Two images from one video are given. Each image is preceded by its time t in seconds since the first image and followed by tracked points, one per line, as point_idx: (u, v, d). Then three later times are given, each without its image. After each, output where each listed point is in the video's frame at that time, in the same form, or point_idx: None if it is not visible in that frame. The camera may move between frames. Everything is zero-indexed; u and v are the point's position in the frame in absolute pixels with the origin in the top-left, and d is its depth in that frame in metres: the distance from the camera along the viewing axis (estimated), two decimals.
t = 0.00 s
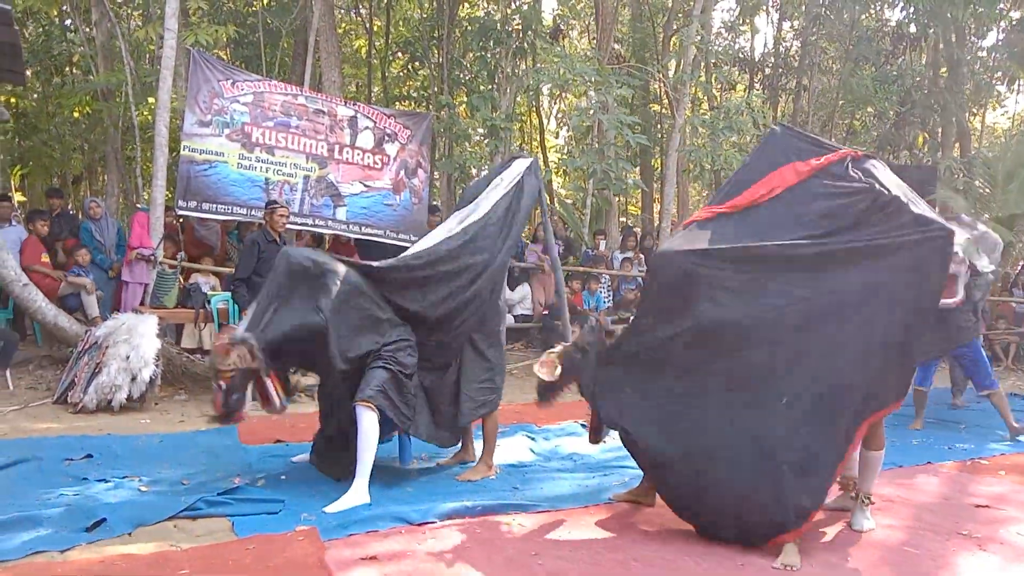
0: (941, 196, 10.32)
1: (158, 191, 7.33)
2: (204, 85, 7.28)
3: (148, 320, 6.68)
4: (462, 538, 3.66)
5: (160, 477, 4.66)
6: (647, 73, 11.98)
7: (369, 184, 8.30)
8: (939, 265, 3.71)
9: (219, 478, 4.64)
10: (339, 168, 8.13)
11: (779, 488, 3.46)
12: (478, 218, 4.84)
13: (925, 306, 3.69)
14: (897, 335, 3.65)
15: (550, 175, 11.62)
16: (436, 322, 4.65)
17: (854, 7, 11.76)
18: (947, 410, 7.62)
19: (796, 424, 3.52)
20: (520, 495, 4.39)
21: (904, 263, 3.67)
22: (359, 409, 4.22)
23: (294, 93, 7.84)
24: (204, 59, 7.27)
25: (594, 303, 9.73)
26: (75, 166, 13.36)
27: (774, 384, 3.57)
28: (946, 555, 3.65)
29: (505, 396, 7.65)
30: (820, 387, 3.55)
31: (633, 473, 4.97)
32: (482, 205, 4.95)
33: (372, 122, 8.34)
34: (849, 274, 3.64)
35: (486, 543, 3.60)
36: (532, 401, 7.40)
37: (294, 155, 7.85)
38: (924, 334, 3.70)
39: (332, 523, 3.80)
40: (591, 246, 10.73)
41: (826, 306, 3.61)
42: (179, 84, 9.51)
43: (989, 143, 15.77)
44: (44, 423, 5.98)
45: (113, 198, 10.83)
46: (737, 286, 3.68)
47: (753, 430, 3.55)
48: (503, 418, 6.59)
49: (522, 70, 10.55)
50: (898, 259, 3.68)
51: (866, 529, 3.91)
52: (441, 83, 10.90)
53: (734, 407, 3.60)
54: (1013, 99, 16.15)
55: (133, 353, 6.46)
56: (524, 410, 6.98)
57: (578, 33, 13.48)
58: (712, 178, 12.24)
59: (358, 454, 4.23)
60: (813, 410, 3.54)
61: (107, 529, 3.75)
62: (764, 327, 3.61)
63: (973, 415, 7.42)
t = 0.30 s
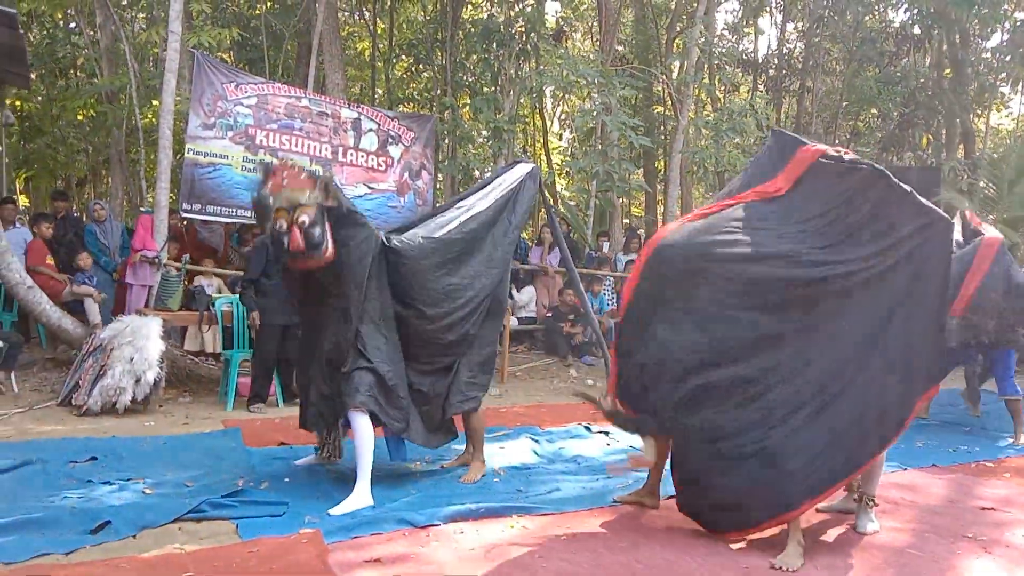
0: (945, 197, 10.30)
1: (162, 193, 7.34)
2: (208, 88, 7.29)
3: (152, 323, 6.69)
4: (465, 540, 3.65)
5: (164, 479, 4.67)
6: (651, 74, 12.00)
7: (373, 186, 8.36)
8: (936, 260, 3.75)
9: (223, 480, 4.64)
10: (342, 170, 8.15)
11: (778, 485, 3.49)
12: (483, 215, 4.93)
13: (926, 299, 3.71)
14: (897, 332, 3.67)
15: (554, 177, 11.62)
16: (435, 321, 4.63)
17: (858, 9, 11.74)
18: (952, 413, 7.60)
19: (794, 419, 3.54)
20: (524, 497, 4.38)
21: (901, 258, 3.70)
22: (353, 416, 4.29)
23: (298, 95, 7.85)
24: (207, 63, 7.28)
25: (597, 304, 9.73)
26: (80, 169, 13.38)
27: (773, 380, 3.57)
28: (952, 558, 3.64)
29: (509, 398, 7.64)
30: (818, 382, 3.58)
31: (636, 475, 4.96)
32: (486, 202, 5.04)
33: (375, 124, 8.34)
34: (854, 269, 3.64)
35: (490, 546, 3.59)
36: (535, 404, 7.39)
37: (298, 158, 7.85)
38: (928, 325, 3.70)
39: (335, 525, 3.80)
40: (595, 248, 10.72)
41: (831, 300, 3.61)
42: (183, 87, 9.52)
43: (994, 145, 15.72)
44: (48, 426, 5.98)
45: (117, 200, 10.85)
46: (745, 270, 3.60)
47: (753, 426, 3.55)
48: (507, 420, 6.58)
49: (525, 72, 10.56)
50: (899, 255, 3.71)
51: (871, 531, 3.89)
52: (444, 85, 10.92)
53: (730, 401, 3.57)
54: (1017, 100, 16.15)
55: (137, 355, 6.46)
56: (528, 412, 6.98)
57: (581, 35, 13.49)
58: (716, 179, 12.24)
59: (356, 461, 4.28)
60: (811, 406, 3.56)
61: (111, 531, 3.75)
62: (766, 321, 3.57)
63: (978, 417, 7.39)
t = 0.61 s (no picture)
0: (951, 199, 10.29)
1: (167, 193, 7.35)
2: (213, 88, 7.31)
3: (157, 323, 6.70)
4: (468, 541, 3.65)
5: (168, 479, 4.68)
6: (656, 75, 11.99)
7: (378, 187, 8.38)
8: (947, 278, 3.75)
9: (227, 480, 4.65)
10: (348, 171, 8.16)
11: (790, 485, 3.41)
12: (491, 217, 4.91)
13: (937, 315, 3.70)
14: (905, 339, 3.65)
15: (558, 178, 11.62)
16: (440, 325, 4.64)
17: (864, 10, 11.72)
18: (958, 415, 7.59)
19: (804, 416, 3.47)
20: (528, 498, 4.38)
21: (915, 268, 3.69)
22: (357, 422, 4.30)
23: (303, 96, 7.86)
24: (213, 63, 7.30)
25: (601, 306, 9.74)
26: (86, 168, 13.42)
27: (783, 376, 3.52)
28: (956, 561, 3.63)
29: (513, 398, 7.65)
30: (823, 379, 3.53)
31: (639, 477, 4.95)
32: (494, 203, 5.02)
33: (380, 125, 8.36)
34: (857, 269, 3.67)
35: (493, 548, 3.59)
36: (539, 405, 7.39)
37: (303, 159, 7.86)
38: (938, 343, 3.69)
39: (339, 525, 3.80)
40: (599, 249, 10.73)
41: (834, 301, 3.64)
42: (188, 87, 9.55)
43: (998, 147, 15.68)
44: (53, 426, 5.99)
45: (122, 200, 10.88)
46: (757, 281, 3.56)
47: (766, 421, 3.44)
48: (511, 421, 6.59)
49: (530, 73, 10.57)
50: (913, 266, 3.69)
51: (875, 534, 3.88)
52: (449, 86, 10.92)
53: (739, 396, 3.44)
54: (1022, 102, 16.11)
55: (142, 356, 6.47)
56: (531, 413, 6.98)
57: (586, 36, 13.49)
58: (721, 180, 12.23)
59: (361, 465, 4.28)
60: (820, 403, 3.49)
61: (115, 531, 3.75)
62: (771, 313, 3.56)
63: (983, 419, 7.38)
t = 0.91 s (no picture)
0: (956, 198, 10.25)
1: (172, 194, 7.36)
2: (218, 88, 7.33)
3: (162, 322, 6.71)
4: (473, 540, 3.66)
5: (174, 478, 4.69)
6: (660, 74, 11.97)
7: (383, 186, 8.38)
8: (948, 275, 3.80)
9: (232, 479, 4.66)
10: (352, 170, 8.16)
11: (793, 485, 3.41)
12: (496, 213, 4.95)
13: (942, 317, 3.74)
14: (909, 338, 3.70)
15: (562, 178, 11.60)
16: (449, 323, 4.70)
17: (868, 9, 11.70)
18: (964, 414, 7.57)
19: (811, 408, 3.49)
20: (532, 497, 4.39)
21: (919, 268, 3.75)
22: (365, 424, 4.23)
23: (308, 96, 7.88)
24: (217, 63, 7.32)
25: (606, 305, 9.73)
26: (91, 168, 13.44)
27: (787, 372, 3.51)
28: (962, 560, 3.62)
29: (517, 398, 7.65)
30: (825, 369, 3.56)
31: (643, 475, 4.96)
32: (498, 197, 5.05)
33: (385, 124, 8.37)
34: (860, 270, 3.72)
35: (498, 546, 3.59)
36: (544, 404, 7.39)
37: (308, 158, 7.86)
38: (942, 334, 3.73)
39: (344, 524, 3.81)
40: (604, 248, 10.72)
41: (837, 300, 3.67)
42: (193, 87, 9.56)
43: (1005, 145, 15.63)
44: (59, 425, 6.01)
45: (127, 200, 10.90)
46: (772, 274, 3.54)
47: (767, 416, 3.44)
48: (516, 420, 6.59)
49: (534, 72, 10.56)
50: (915, 263, 3.75)
51: (881, 533, 3.88)
52: (453, 85, 10.90)
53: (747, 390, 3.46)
54: None
55: (147, 355, 6.49)
56: (536, 412, 6.98)
57: (591, 35, 13.48)
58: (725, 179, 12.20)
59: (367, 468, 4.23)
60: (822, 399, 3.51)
61: (121, 530, 3.76)
62: (781, 303, 3.54)
63: (989, 419, 7.36)
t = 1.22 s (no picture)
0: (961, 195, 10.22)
1: (176, 191, 7.36)
2: (222, 85, 7.32)
3: (166, 319, 6.71)
4: (476, 537, 3.66)
5: (178, 474, 4.70)
6: (664, 71, 11.96)
7: (387, 182, 8.38)
8: (939, 250, 3.85)
9: (237, 476, 4.67)
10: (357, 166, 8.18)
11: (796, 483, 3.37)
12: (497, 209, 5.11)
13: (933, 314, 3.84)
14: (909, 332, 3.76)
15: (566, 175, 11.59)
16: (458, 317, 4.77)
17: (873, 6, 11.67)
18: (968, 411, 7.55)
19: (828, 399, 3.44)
20: (536, 494, 4.39)
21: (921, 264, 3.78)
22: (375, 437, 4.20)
23: (311, 92, 7.88)
24: (221, 59, 7.31)
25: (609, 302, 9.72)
26: (96, 165, 13.46)
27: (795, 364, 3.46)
28: (967, 558, 3.61)
29: (521, 395, 7.64)
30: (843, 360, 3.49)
31: (647, 473, 4.95)
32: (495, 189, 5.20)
33: (389, 121, 8.37)
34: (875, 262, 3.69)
35: (502, 544, 3.59)
36: (547, 401, 7.38)
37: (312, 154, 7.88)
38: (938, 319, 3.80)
39: (347, 521, 3.82)
40: (608, 245, 10.71)
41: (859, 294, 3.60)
42: (197, 83, 9.57)
43: (1010, 143, 15.58)
44: (63, 422, 6.02)
45: (132, 197, 10.92)
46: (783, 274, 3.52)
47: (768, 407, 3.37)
48: (519, 417, 6.59)
49: (538, 69, 10.54)
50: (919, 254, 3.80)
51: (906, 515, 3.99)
52: (457, 82, 10.88)
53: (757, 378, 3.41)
54: None
55: (151, 351, 6.49)
56: (540, 409, 6.98)
57: (595, 32, 13.47)
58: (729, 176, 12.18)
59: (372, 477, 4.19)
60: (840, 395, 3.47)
61: (125, 526, 3.77)
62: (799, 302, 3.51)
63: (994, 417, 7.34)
